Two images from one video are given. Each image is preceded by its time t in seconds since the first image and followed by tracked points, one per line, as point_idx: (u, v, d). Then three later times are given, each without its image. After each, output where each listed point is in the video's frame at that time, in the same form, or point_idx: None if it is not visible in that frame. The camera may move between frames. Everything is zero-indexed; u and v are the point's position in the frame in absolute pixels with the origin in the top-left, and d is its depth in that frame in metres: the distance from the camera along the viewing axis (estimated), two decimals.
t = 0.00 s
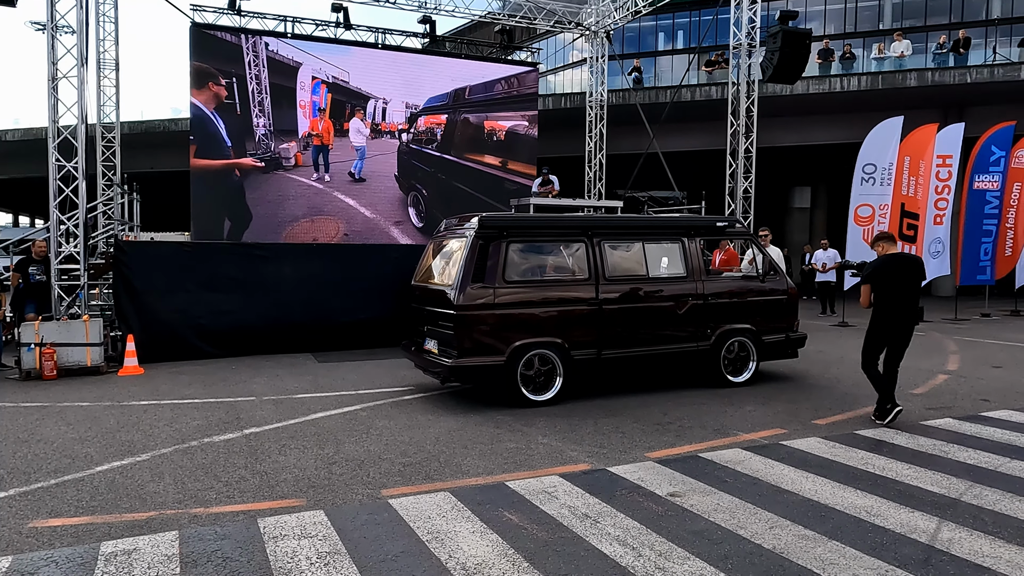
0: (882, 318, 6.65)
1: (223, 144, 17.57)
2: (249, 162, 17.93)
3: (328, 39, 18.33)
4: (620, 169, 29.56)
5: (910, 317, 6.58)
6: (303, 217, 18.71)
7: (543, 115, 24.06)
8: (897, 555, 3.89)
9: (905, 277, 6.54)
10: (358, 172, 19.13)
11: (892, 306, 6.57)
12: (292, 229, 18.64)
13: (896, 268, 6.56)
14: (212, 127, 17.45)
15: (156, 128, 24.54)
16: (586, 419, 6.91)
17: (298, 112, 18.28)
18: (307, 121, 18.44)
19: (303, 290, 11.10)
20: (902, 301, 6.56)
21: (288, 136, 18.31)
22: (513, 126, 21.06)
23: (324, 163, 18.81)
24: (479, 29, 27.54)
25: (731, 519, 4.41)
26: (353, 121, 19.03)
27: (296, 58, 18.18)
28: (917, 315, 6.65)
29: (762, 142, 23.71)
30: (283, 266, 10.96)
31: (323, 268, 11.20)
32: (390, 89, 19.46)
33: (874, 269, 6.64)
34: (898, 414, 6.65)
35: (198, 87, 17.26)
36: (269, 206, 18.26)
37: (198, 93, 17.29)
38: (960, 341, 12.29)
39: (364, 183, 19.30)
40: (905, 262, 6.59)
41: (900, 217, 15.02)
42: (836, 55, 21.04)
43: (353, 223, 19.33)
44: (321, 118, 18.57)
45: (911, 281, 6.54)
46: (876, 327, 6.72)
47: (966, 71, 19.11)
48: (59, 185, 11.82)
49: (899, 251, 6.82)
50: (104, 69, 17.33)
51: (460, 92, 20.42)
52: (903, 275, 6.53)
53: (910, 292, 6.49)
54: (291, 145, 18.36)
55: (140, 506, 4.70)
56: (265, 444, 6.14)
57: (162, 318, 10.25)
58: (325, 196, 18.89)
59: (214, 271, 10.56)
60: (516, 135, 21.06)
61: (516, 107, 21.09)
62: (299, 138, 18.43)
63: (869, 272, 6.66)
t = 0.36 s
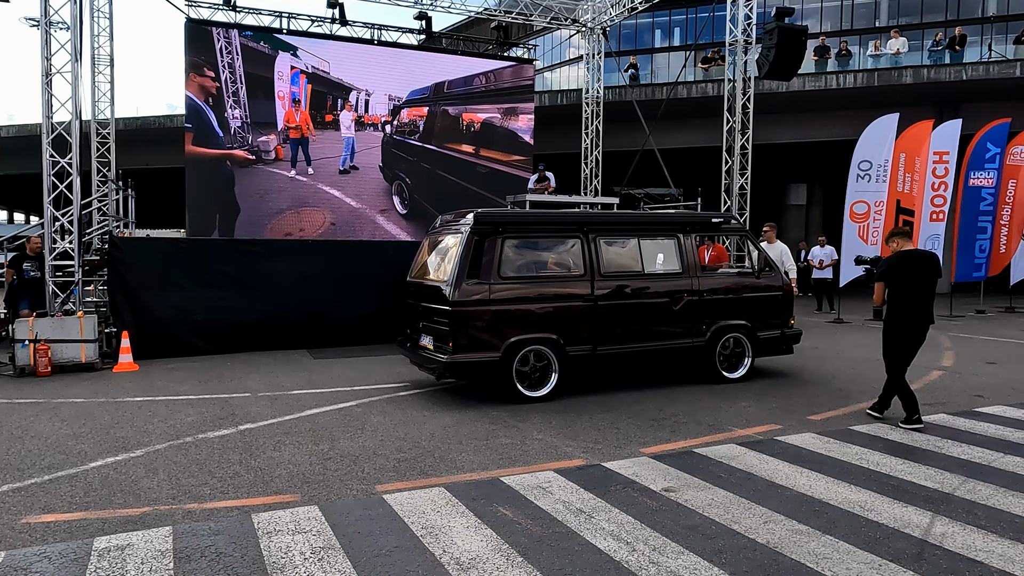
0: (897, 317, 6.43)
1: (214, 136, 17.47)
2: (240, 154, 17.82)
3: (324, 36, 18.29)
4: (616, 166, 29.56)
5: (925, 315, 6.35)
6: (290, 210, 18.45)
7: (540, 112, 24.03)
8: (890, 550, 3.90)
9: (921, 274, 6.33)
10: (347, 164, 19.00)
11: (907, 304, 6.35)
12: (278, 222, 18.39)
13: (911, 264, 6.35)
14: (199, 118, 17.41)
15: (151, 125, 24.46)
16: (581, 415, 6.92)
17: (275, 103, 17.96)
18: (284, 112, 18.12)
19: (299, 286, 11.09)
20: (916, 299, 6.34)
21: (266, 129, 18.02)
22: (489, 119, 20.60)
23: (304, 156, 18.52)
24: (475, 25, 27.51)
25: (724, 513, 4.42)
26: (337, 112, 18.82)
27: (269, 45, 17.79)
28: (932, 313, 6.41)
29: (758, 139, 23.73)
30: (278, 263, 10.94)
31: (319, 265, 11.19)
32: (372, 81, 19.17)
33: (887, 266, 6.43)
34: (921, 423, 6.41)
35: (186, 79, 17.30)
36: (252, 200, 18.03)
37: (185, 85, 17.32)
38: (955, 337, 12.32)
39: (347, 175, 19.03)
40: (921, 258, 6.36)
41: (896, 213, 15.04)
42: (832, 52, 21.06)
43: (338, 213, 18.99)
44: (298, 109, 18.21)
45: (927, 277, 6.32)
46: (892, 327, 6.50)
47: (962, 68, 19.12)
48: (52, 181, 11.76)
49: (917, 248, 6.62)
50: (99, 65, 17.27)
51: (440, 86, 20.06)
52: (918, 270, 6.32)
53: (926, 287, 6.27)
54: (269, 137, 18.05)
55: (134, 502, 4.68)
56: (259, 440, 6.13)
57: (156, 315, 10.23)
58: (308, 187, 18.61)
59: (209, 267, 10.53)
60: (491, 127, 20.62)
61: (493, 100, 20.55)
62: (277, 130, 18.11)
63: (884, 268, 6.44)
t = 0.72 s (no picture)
0: (902, 312, 6.25)
1: (202, 123, 17.21)
2: (228, 139, 17.57)
3: (316, 30, 18.19)
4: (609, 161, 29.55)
5: (932, 312, 6.17)
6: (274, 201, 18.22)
7: (532, 107, 23.98)
8: (878, 543, 3.91)
9: (933, 269, 6.19)
10: (331, 155, 18.68)
11: (914, 299, 6.19)
12: (262, 213, 18.16)
13: (923, 258, 6.21)
14: (188, 106, 17.06)
15: (142, 119, 24.30)
16: (572, 410, 6.93)
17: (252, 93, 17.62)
18: (261, 102, 17.76)
19: (291, 283, 11.05)
20: (924, 295, 6.18)
21: (244, 120, 17.65)
22: (469, 111, 20.36)
23: (282, 148, 18.18)
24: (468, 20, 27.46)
25: (714, 507, 4.43)
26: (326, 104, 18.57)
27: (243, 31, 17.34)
28: (940, 310, 6.25)
29: (750, 135, 23.76)
30: (270, 258, 10.91)
31: (311, 261, 11.16)
32: (353, 72, 18.85)
33: (897, 259, 6.28)
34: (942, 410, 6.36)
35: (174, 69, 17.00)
36: (233, 193, 17.74)
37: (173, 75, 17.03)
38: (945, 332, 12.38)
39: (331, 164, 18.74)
40: (933, 254, 6.22)
41: (887, 209, 15.09)
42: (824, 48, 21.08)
43: (323, 203, 18.79)
44: (274, 100, 17.86)
45: (937, 273, 6.18)
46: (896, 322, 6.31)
47: (953, 64, 19.16)
48: (40, 176, 11.65)
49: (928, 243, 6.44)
50: (88, 59, 17.11)
51: (420, 79, 19.82)
52: (930, 265, 6.18)
53: (935, 283, 6.12)
54: (248, 129, 17.72)
55: (122, 498, 4.66)
56: (249, 435, 6.11)
57: (147, 310, 10.17)
58: (290, 178, 18.32)
59: (200, 262, 10.47)
60: (471, 118, 20.35)
61: (473, 92, 20.42)
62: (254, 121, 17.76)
63: (895, 260, 6.29)
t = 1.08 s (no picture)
0: (920, 310, 6.06)
1: (190, 116, 17.07)
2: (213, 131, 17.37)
3: (307, 26, 18.08)
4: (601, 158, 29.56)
5: (952, 310, 5.98)
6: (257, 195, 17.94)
7: (524, 104, 23.95)
8: (869, 539, 3.93)
9: (950, 267, 5.95)
10: (314, 150, 18.43)
11: (930, 298, 5.99)
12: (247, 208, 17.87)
13: (940, 255, 5.96)
14: (176, 101, 16.97)
15: (132, 115, 24.13)
16: (565, 407, 6.93)
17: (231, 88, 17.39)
18: (240, 97, 17.52)
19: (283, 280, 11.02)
20: (941, 293, 5.97)
21: (223, 115, 17.41)
22: (449, 108, 20.21)
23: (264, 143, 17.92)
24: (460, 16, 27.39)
25: (706, 504, 4.45)
26: (309, 100, 18.35)
27: (217, 22, 17.16)
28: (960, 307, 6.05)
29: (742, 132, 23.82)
30: (261, 256, 10.86)
31: (303, 258, 11.13)
32: (335, 67, 18.61)
33: (913, 257, 6.05)
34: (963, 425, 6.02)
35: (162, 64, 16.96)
36: (217, 189, 17.49)
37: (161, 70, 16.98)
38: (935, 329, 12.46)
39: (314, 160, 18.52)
40: (949, 250, 5.98)
41: (878, 206, 15.18)
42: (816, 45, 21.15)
43: (308, 195, 18.52)
44: (255, 95, 17.66)
45: (953, 270, 5.95)
46: (912, 319, 6.15)
47: (943, 62, 19.25)
48: (29, 172, 11.55)
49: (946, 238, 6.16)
50: (77, 54, 16.96)
51: (402, 75, 19.52)
52: (946, 263, 5.94)
53: (951, 281, 5.90)
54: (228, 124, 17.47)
55: (112, 496, 4.63)
56: (240, 433, 6.09)
57: (137, 308, 10.11)
58: (274, 172, 18.10)
59: (191, 259, 10.43)
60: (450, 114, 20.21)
61: (453, 89, 20.22)
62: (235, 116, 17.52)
63: (911, 259, 6.06)
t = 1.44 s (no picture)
0: (943, 306, 5.88)
1: (174, 112, 16.97)
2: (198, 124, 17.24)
3: (298, 22, 17.96)
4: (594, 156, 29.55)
5: (977, 308, 5.79)
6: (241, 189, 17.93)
7: (517, 101, 23.91)
8: (860, 534, 3.94)
9: (975, 265, 5.75)
10: (297, 147, 18.30)
11: (954, 295, 5.81)
12: (232, 201, 17.88)
13: (966, 252, 5.76)
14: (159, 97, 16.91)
15: (122, 112, 23.95)
16: (557, 403, 6.92)
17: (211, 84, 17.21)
18: (222, 93, 17.34)
19: (274, 276, 10.96)
20: (966, 290, 5.78)
21: (204, 112, 17.25)
22: (431, 104, 19.98)
23: (246, 139, 17.80)
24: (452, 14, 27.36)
25: (697, 499, 4.45)
26: (286, 95, 18.10)
27: (195, 16, 16.85)
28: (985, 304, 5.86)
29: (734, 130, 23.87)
30: (253, 252, 10.80)
31: (294, 254, 11.08)
32: (318, 62, 18.43)
33: (937, 252, 5.84)
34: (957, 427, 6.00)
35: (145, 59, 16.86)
36: (200, 186, 17.52)
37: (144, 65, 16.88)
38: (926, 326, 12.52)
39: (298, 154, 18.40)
40: (976, 247, 5.77)
41: (869, 203, 15.22)
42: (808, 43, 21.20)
43: (293, 188, 18.53)
44: (239, 91, 17.49)
45: (979, 268, 5.75)
46: (934, 317, 5.97)
47: (934, 60, 19.33)
48: (17, 168, 11.44)
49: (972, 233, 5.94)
50: (66, 50, 16.83)
51: (385, 72, 19.42)
52: (973, 260, 5.73)
53: (976, 278, 5.71)
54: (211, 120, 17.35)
55: (100, 494, 4.59)
56: (231, 430, 6.05)
57: (127, 305, 10.05)
58: (258, 167, 18.08)
59: (182, 256, 10.36)
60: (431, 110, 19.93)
61: (436, 86, 20.01)
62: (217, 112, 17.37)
63: (935, 254, 5.85)
